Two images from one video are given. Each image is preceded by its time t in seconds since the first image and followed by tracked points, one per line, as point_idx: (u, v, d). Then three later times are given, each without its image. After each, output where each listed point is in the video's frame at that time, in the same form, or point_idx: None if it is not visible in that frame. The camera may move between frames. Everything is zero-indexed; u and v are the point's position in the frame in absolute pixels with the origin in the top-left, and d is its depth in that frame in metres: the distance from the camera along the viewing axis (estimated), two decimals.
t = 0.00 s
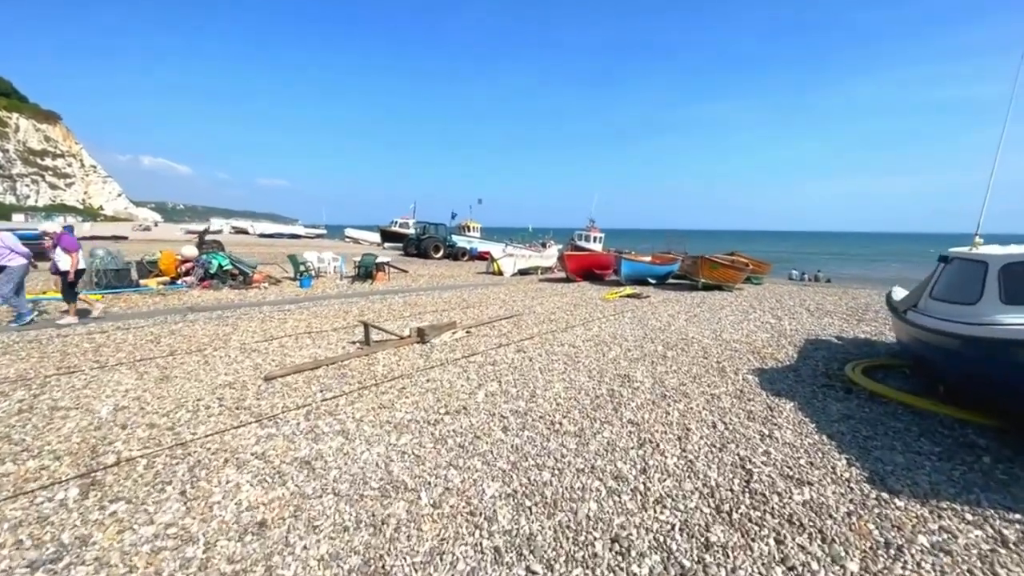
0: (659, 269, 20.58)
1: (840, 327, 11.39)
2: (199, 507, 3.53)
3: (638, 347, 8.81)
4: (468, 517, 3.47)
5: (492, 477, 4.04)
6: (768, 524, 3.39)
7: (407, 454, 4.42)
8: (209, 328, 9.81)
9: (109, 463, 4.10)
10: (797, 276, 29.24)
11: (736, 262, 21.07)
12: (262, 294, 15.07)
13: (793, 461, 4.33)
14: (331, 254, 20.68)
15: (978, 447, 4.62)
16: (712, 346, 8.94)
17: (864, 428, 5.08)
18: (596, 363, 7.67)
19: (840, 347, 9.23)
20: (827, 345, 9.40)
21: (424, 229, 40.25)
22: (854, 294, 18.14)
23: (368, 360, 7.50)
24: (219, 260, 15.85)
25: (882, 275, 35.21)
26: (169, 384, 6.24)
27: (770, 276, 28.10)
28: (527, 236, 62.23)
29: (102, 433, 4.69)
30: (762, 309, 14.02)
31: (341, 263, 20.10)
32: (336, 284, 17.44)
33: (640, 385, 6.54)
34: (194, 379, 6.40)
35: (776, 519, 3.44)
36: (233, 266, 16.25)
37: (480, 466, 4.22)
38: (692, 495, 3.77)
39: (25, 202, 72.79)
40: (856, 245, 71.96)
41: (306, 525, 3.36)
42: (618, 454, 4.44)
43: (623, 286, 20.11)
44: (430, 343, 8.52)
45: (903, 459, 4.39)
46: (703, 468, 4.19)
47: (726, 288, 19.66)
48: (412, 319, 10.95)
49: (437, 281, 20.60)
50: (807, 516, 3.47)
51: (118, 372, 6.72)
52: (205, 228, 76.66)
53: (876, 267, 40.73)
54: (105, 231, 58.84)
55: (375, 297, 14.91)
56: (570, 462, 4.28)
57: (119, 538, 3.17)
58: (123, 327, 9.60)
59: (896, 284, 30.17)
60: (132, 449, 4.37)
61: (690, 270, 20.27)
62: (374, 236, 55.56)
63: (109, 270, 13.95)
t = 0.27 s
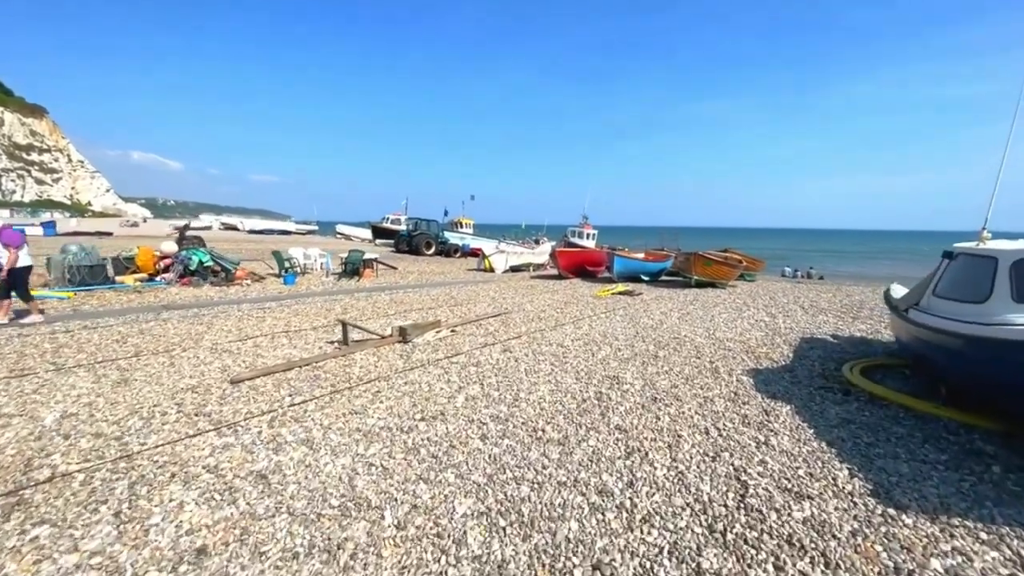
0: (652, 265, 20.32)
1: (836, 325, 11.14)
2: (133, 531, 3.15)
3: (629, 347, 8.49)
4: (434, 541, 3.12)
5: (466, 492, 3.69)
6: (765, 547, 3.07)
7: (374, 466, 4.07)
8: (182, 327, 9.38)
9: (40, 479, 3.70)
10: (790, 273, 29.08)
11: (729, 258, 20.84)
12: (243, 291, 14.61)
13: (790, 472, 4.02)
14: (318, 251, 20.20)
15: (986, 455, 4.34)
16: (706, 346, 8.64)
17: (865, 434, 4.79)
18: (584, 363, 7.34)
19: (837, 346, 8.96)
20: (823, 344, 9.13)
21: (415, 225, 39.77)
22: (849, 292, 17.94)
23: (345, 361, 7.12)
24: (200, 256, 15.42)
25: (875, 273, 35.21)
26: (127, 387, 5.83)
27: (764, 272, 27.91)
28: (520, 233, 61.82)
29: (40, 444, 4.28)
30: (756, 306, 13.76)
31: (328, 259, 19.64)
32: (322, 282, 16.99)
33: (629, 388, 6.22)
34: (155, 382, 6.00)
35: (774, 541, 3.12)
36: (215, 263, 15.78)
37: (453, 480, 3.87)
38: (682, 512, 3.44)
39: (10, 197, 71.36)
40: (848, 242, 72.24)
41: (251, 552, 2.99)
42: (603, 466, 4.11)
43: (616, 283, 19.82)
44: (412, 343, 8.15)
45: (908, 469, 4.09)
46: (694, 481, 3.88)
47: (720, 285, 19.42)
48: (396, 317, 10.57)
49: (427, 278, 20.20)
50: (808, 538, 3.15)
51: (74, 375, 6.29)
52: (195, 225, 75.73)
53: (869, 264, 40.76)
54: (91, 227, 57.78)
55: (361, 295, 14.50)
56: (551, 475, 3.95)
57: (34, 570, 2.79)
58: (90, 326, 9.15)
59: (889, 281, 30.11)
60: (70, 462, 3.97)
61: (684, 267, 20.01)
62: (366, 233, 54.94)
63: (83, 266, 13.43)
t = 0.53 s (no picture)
0: (647, 265, 20.03)
1: (835, 328, 10.84)
2: None
3: (621, 353, 8.15)
4: None
5: (437, 524, 3.36)
6: None
7: (339, 493, 3.72)
8: (157, 333, 9.00)
9: None
10: (786, 272, 28.88)
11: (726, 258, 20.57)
12: (228, 294, 14.21)
13: (793, 497, 3.70)
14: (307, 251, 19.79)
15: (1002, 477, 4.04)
16: (702, 351, 8.31)
17: (871, 452, 4.48)
18: (574, 371, 7.02)
19: (837, 350, 8.64)
20: (823, 348, 8.82)
21: (410, 225, 39.40)
22: (847, 292, 17.66)
23: (322, 371, 6.76)
24: (184, 258, 15.07)
25: (872, 271, 35.01)
26: (84, 402, 5.46)
27: (760, 272, 27.63)
28: (516, 232, 61.48)
29: None
30: (753, 308, 13.45)
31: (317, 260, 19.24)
32: (311, 283, 16.61)
33: (621, 398, 5.89)
34: (115, 395, 5.63)
35: None
36: (200, 265, 15.38)
37: (425, 509, 3.54)
38: (674, 549, 3.11)
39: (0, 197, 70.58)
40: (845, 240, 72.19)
41: None
42: (590, 492, 3.79)
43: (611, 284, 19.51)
44: (395, 350, 7.80)
45: (920, 493, 3.78)
46: (688, 510, 3.54)
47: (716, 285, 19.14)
48: (382, 322, 10.21)
49: (418, 279, 19.82)
50: None
51: (31, 388, 5.92)
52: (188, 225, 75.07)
53: (866, 263, 40.57)
54: (82, 226, 57.12)
55: (349, 297, 14.13)
56: (532, 502, 3.61)
57: None
58: (60, 333, 8.76)
59: (886, 280, 29.88)
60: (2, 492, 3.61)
61: (680, 267, 19.71)
62: (361, 232, 54.48)
63: (61, 269, 13.02)
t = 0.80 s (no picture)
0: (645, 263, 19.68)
1: (839, 328, 10.50)
2: None
3: (618, 354, 7.79)
4: None
5: (409, 550, 3.00)
6: None
7: (304, 513, 3.36)
8: (133, 333, 8.61)
9: None
10: (786, 271, 28.59)
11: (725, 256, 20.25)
12: (215, 293, 13.82)
13: (805, 517, 3.36)
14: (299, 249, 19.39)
15: None
16: (702, 353, 7.95)
17: (887, 464, 4.13)
18: (568, 374, 6.66)
19: (843, 351, 8.30)
20: (828, 349, 8.47)
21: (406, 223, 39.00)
22: (849, 291, 17.33)
23: (301, 375, 6.38)
24: (170, 256, 14.69)
25: (871, 270, 34.77)
26: (40, 409, 5.08)
27: (759, 270, 27.30)
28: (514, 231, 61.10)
29: None
30: (754, 307, 13.10)
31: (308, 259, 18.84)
32: (301, 282, 16.22)
33: (616, 403, 5.54)
34: (75, 402, 5.25)
35: None
36: (186, 263, 14.98)
37: (397, 532, 3.18)
38: None
39: None
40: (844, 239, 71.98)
41: None
42: (581, 510, 3.43)
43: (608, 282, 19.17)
44: (380, 351, 7.43)
45: (945, 511, 3.44)
46: (690, 532, 3.19)
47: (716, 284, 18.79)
48: (370, 322, 9.83)
49: (412, 278, 19.43)
50: None
51: None
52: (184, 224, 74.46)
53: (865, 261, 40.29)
54: (76, 225, 56.55)
55: (339, 296, 13.75)
56: (517, 524, 3.26)
57: None
58: (31, 334, 8.36)
59: (887, 279, 29.55)
60: None
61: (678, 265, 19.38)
62: (357, 231, 54.03)
63: (41, 267, 12.62)
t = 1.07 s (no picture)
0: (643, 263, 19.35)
1: (842, 331, 10.17)
2: None
3: (613, 360, 7.45)
4: None
5: None
6: None
7: (257, 546, 3.02)
8: (107, 338, 8.26)
9: None
10: (786, 271, 28.36)
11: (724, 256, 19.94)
12: (201, 294, 13.47)
13: (813, 551, 3.03)
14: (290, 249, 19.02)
15: None
16: (700, 358, 7.61)
17: (901, 485, 3.81)
18: (559, 382, 6.33)
19: (847, 356, 7.96)
20: (831, 354, 8.15)
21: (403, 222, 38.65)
22: (850, 291, 17.01)
23: (277, 384, 6.03)
24: (155, 256, 14.33)
25: (870, 269, 34.57)
26: None
27: (759, 270, 26.99)
28: (512, 230, 60.78)
29: None
30: (754, 309, 12.76)
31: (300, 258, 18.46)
32: (292, 283, 15.88)
33: (608, 415, 5.20)
34: (29, 415, 4.90)
35: None
36: (173, 263, 14.62)
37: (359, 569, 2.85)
38: None
39: None
40: (844, 238, 71.60)
41: None
42: (565, 542, 3.10)
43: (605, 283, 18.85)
44: (363, 358, 7.10)
45: (967, 543, 3.11)
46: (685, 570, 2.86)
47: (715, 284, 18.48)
48: (357, 325, 9.49)
49: (406, 278, 19.08)
50: None
51: None
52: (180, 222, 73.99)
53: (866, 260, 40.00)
54: (70, 223, 56.10)
55: (329, 297, 13.41)
56: (494, 560, 2.93)
57: None
58: None
59: (888, 279, 29.23)
60: None
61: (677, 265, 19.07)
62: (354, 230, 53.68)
63: (20, 268, 12.25)
